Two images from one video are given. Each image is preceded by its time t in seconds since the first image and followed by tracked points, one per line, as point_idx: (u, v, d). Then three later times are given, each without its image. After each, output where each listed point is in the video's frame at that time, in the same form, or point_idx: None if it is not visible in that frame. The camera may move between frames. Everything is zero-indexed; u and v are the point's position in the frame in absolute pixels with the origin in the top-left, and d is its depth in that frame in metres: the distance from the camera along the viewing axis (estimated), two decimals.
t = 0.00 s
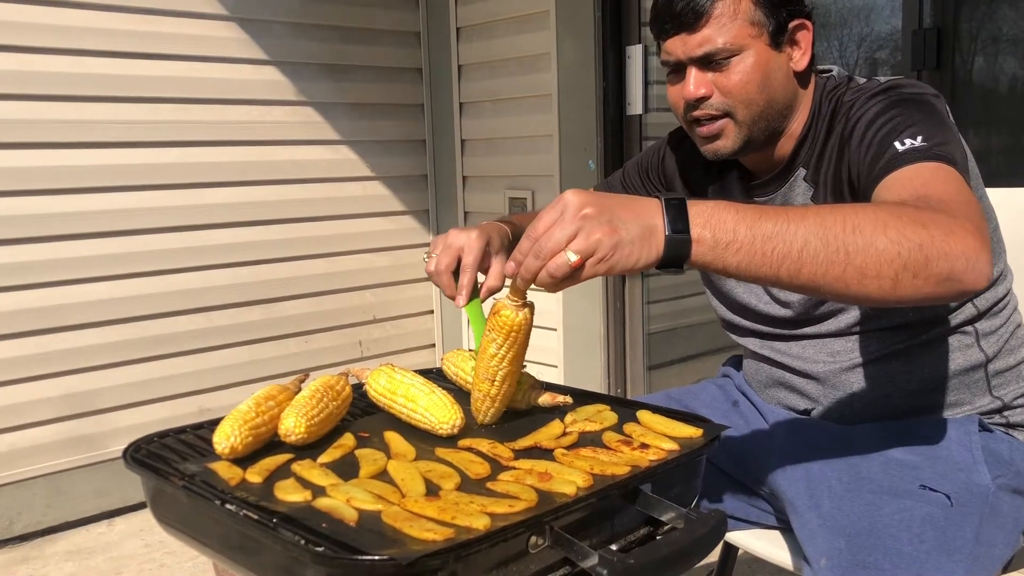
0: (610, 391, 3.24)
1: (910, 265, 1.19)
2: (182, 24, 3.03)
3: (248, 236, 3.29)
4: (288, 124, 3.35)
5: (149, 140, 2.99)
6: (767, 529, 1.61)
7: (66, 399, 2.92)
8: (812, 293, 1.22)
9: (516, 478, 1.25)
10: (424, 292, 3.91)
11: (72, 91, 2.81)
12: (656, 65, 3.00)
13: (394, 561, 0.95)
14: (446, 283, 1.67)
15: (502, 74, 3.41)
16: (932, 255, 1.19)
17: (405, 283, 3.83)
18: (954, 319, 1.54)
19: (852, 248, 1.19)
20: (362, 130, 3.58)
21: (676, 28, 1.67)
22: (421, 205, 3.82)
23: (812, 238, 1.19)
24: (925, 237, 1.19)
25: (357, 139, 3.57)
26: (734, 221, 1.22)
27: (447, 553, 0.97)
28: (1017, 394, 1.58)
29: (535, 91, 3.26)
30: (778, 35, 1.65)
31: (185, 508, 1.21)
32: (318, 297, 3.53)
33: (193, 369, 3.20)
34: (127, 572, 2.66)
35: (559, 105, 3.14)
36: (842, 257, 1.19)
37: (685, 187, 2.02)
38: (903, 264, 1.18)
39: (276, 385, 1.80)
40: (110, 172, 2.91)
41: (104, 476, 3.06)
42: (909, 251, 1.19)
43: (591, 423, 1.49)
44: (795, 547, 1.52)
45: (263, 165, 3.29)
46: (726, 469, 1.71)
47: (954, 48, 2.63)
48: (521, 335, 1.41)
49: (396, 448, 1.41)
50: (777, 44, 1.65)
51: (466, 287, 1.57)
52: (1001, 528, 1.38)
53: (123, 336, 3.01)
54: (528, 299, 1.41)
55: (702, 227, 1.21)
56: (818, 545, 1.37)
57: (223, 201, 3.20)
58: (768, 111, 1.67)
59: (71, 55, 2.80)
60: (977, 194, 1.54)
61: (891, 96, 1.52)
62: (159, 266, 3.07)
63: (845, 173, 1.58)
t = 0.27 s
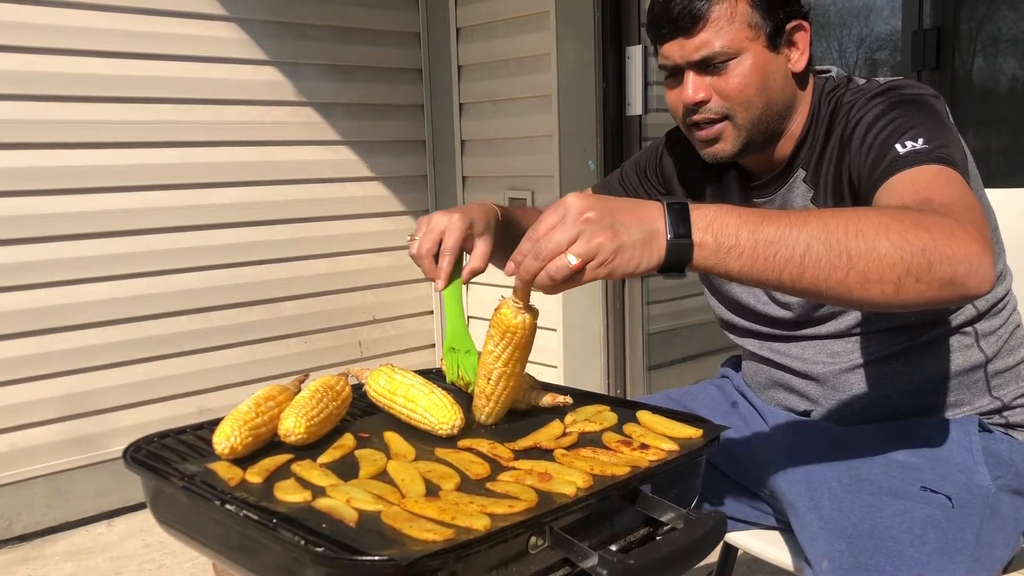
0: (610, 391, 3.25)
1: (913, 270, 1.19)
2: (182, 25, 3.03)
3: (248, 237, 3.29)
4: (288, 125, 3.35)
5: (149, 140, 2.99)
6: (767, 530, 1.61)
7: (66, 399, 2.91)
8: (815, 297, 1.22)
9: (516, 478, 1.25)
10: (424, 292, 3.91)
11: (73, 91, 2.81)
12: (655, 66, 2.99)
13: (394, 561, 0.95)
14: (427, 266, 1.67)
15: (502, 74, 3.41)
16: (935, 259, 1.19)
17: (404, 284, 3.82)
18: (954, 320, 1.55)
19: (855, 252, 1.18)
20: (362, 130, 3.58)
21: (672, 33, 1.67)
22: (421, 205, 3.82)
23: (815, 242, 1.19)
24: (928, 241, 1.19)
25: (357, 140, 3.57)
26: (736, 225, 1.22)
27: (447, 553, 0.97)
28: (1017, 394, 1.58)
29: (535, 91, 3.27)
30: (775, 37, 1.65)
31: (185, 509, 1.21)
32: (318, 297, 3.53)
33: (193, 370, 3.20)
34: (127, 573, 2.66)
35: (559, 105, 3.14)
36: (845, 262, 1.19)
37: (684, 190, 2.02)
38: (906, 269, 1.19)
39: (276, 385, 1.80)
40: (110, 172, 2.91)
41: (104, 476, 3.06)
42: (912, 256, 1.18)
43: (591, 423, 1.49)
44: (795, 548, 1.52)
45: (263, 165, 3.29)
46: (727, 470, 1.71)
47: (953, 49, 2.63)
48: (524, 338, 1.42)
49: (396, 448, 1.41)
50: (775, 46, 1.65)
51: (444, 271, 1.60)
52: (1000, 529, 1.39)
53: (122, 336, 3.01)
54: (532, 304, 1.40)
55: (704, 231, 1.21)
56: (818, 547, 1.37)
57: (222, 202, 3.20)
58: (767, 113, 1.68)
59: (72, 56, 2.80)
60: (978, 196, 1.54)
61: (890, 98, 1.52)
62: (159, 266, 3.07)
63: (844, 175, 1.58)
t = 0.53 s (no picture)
0: (610, 391, 3.25)
1: (928, 290, 1.18)
2: (181, 25, 3.03)
3: (247, 237, 3.29)
4: (287, 125, 3.35)
5: (149, 140, 2.99)
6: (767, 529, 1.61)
7: (66, 400, 2.91)
8: (827, 313, 1.22)
9: (516, 478, 1.25)
10: (423, 292, 3.90)
11: (72, 92, 2.81)
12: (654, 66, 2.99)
13: (394, 561, 0.95)
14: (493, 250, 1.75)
15: (502, 75, 3.41)
16: (950, 279, 1.19)
17: (404, 284, 3.82)
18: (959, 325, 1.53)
19: (868, 270, 1.18)
20: (361, 130, 3.58)
21: (666, 66, 1.63)
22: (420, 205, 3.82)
23: (828, 259, 1.20)
24: (943, 260, 1.19)
25: (356, 140, 3.57)
26: (749, 240, 1.22)
27: (446, 554, 0.97)
28: (1017, 397, 1.58)
29: (534, 91, 3.26)
30: (773, 55, 1.62)
31: (185, 508, 1.21)
32: (317, 297, 3.53)
33: (192, 370, 3.19)
34: (127, 573, 2.66)
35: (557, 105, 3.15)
36: (859, 280, 1.19)
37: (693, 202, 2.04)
38: (920, 288, 1.18)
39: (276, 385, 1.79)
40: (109, 173, 2.91)
41: (104, 477, 3.06)
42: (927, 275, 1.18)
43: (591, 423, 1.49)
44: (793, 547, 1.52)
45: (262, 165, 3.29)
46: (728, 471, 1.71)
47: (953, 49, 2.63)
48: (530, 340, 1.42)
49: (396, 448, 1.41)
50: (772, 64, 1.62)
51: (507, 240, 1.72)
52: (1000, 527, 1.38)
53: (123, 337, 3.01)
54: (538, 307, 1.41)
55: (717, 245, 1.22)
56: (817, 544, 1.37)
57: (222, 202, 3.20)
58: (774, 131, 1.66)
59: (70, 56, 2.80)
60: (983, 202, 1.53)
61: (898, 105, 1.53)
62: (159, 267, 3.07)
63: (850, 182, 1.59)
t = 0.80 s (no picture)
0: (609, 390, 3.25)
1: (922, 298, 1.19)
2: (179, 24, 3.03)
3: (245, 236, 3.28)
4: (286, 124, 3.35)
5: (148, 140, 2.99)
6: (764, 526, 1.60)
7: (65, 400, 2.91)
8: (821, 320, 1.24)
9: (515, 478, 1.25)
10: (423, 292, 3.90)
11: (71, 92, 2.81)
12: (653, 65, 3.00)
13: (393, 561, 0.95)
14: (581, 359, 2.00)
15: (501, 74, 3.40)
16: (944, 288, 1.19)
17: (403, 283, 3.82)
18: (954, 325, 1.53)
19: (861, 279, 1.20)
20: (360, 130, 3.57)
21: (641, 129, 1.55)
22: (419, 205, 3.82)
23: (820, 266, 1.21)
24: (939, 269, 1.19)
25: (355, 139, 3.56)
26: (742, 246, 1.24)
27: (445, 553, 0.96)
28: (1014, 397, 1.58)
29: (533, 90, 3.26)
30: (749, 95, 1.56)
31: (184, 508, 1.21)
32: (316, 297, 3.53)
33: (191, 369, 3.19)
34: (126, 572, 2.66)
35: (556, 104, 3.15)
36: (852, 288, 1.20)
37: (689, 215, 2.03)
38: (914, 297, 1.19)
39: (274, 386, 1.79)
40: (108, 173, 2.91)
41: (103, 477, 3.06)
42: (921, 284, 1.19)
43: (590, 422, 1.49)
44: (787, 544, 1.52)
45: (261, 164, 3.29)
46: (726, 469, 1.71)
47: (952, 47, 2.64)
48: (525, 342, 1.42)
49: (395, 448, 1.41)
50: (748, 109, 1.57)
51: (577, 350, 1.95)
52: (993, 525, 1.37)
53: (122, 336, 3.01)
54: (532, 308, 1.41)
55: (710, 250, 1.23)
56: (807, 542, 1.36)
57: (221, 202, 3.20)
58: (759, 161, 1.65)
59: (69, 56, 2.80)
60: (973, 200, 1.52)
61: (882, 108, 1.53)
62: (157, 266, 3.06)
63: (839, 190, 1.59)
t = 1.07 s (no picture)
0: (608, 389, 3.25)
1: (926, 285, 1.20)
2: (177, 24, 3.03)
3: (244, 236, 3.28)
4: (283, 124, 3.35)
5: (145, 140, 2.98)
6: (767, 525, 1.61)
7: (64, 399, 2.91)
8: (824, 308, 1.24)
9: (512, 478, 1.25)
10: (421, 291, 3.90)
11: (69, 92, 2.80)
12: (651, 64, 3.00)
13: (390, 561, 0.95)
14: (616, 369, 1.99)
15: (498, 73, 3.40)
16: (949, 275, 1.20)
17: (401, 282, 3.82)
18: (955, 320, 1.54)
19: (866, 266, 1.21)
20: (358, 129, 3.57)
21: (628, 174, 1.56)
22: (418, 204, 3.81)
23: (825, 253, 1.22)
24: (943, 257, 1.21)
25: (353, 138, 3.56)
26: (746, 233, 1.24)
27: (442, 554, 0.96)
28: (1016, 388, 1.59)
29: (531, 89, 3.26)
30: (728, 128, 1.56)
31: (181, 509, 1.21)
32: (313, 297, 3.53)
33: (190, 369, 3.19)
34: (124, 572, 2.66)
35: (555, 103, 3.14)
36: (857, 275, 1.21)
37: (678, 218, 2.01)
38: (918, 284, 1.20)
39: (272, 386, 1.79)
40: (106, 173, 2.91)
41: (102, 477, 3.06)
42: (926, 271, 1.20)
43: (588, 422, 1.49)
44: (789, 543, 1.53)
45: (259, 164, 3.29)
46: (722, 467, 1.71)
47: (949, 45, 2.64)
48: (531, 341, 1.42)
49: (392, 448, 1.41)
50: (729, 140, 1.56)
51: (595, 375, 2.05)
52: (998, 518, 1.38)
53: (120, 336, 3.01)
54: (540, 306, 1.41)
55: (714, 237, 1.24)
56: (813, 528, 1.38)
57: (219, 201, 3.20)
58: (752, 181, 1.66)
59: (66, 55, 2.79)
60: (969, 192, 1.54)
61: (877, 103, 1.55)
62: (155, 266, 3.06)
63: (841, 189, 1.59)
